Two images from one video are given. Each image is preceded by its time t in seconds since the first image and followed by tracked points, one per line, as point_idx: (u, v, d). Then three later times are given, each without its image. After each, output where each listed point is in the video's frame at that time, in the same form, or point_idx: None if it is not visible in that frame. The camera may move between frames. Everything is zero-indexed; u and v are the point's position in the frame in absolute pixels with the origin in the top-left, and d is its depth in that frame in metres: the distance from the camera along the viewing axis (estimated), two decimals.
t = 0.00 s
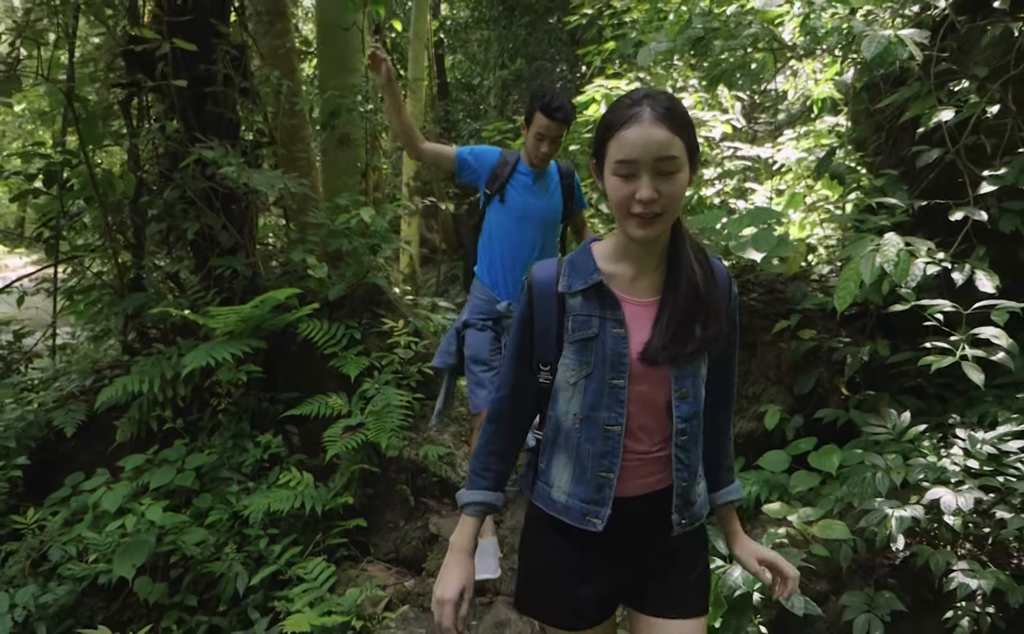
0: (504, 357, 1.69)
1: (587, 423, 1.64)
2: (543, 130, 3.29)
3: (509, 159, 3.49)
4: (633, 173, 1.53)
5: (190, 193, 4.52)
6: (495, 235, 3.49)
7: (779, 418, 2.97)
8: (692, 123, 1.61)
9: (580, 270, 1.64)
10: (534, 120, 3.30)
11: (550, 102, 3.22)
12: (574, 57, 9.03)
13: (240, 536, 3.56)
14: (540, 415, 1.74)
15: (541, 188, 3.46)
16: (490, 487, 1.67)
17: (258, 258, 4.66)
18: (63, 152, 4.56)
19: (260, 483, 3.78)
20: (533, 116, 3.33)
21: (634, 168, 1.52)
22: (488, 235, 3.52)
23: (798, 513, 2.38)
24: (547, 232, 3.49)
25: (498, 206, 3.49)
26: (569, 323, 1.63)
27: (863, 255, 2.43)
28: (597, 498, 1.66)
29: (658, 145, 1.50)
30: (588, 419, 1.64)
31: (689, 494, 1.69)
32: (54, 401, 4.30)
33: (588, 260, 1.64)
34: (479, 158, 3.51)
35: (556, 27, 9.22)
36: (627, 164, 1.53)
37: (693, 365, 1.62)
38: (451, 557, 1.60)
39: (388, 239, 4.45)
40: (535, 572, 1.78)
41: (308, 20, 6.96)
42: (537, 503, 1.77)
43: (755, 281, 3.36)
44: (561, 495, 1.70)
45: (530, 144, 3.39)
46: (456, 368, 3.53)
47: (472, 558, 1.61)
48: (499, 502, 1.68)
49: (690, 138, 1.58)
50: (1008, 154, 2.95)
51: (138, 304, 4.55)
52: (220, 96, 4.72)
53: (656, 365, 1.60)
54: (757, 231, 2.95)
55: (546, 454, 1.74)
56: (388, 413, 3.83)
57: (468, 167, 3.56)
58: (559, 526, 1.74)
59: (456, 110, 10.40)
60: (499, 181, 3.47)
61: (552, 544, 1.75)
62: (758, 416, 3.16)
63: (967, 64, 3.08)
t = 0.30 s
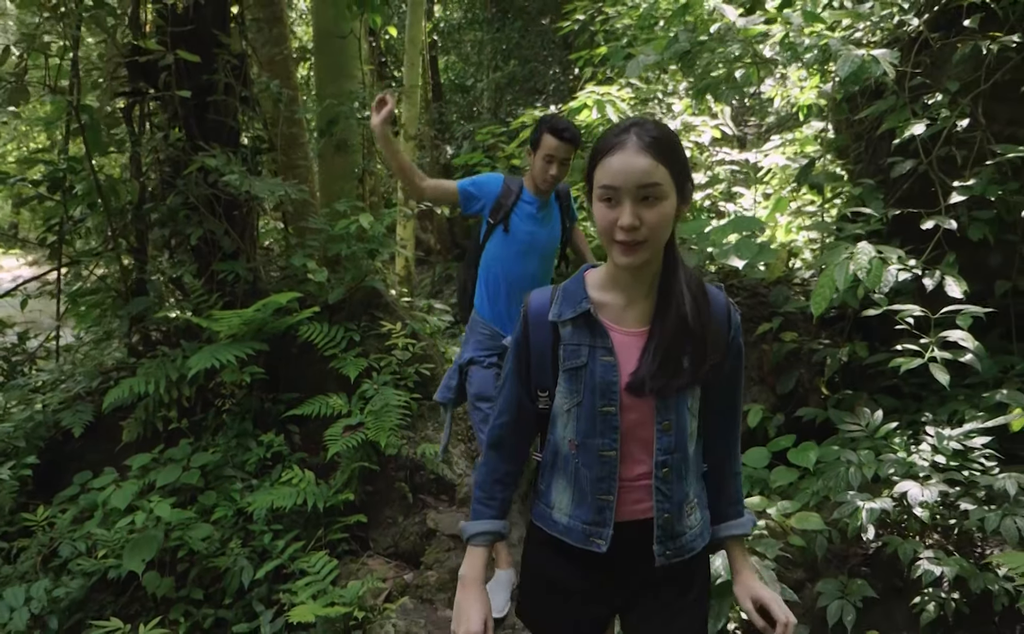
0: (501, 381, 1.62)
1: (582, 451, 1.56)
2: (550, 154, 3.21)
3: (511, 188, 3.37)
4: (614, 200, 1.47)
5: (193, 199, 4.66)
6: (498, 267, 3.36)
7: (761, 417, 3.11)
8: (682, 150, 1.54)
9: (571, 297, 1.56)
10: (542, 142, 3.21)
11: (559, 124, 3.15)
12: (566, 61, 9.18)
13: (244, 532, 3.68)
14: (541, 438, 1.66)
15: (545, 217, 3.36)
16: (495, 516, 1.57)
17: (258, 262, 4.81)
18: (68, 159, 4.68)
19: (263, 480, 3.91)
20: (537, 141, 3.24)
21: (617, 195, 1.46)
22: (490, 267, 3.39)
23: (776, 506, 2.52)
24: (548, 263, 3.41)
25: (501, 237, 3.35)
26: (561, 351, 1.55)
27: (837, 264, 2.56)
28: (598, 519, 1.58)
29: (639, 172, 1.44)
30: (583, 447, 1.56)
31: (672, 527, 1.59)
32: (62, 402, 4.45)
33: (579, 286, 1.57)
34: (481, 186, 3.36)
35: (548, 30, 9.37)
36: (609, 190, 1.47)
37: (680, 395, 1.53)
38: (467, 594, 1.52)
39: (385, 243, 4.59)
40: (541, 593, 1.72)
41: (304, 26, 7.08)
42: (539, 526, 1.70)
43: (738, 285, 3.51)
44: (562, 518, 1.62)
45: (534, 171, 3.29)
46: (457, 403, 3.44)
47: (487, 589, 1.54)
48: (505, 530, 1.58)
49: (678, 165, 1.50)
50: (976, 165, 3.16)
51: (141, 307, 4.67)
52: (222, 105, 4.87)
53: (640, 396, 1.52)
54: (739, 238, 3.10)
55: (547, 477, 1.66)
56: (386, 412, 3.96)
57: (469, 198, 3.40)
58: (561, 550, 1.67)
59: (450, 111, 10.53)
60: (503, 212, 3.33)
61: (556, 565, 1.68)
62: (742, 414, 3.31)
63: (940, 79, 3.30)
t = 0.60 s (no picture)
0: (502, 416, 1.63)
1: (578, 486, 1.54)
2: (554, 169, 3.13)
3: (509, 211, 3.26)
4: (606, 232, 1.48)
5: (193, 205, 4.77)
6: (502, 292, 3.28)
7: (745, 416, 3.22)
8: (679, 184, 1.53)
9: (569, 331, 1.57)
10: (545, 152, 3.12)
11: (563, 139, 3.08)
12: (560, 63, 9.28)
13: (246, 529, 3.80)
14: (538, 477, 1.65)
15: (548, 236, 3.30)
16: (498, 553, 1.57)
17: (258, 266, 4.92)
18: (70, 165, 4.79)
19: (264, 479, 4.03)
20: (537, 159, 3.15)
21: (607, 229, 1.47)
22: (494, 293, 3.30)
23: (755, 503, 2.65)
24: (550, 281, 3.36)
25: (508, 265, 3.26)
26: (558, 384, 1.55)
27: (814, 270, 2.67)
28: (596, 557, 1.54)
29: (629, 204, 1.45)
30: (579, 483, 1.54)
31: (655, 566, 1.53)
32: (68, 403, 4.60)
33: (577, 321, 1.58)
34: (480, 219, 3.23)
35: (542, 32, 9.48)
36: (601, 223, 1.48)
37: (672, 433, 1.50)
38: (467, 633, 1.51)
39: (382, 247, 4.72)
40: None
41: (301, 30, 7.18)
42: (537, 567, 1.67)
43: (724, 289, 3.64)
44: (559, 557, 1.60)
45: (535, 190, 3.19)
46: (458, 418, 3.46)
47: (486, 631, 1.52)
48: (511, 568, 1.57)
49: (675, 198, 1.50)
50: (950, 174, 3.32)
51: (145, 311, 4.79)
52: (221, 112, 4.97)
53: (629, 432, 1.50)
54: (724, 246, 3.22)
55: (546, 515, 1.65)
56: (383, 412, 4.07)
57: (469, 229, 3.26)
58: (558, 592, 1.62)
59: (445, 113, 10.63)
60: (506, 240, 3.23)
61: (553, 609, 1.64)
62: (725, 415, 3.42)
63: (916, 92, 3.46)
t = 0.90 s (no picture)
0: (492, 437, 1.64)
1: (567, 506, 1.52)
2: (540, 172, 2.98)
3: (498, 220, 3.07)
4: (587, 242, 1.49)
5: (191, 209, 4.90)
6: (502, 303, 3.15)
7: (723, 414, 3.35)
8: (663, 195, 1.55)
9: (557, 348, 1.58)
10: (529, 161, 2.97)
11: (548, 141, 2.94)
12: (552, 65, 9.40)
13: (243, 523, 3.92)
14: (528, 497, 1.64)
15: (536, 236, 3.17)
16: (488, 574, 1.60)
17: (254, 269, 5.05)
18: (70, 170, 4.90)
19: (261, 476, 4.16)
20: (521, 164, 2.98)
21: (588, 238, 1.49)
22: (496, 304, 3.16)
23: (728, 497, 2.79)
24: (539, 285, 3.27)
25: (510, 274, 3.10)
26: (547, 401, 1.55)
27: (785, 274, 2.81)
28: (579, 582, 1.51)
29: (610, 213, 1.46)
30: (567, 501, 1.52)
31: (655, 589, 1.49)
32: (69, 402, 4.72)
33: (566, 337, 1.59)
34: (474, 233, 3.01)
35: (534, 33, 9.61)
36: (582, 233, 1.49)
37: (666, 451, 1.48)
38: None
39: (375, 250, 4.85)
40: None
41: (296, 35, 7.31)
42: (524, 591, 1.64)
43: (704, 292, 3.78)
44: (546, 580, 1.57)
45: (522, 195, 3.02)
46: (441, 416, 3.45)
47: None
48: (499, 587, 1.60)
49: (658, 207, 1.51)
50: (919, 182, 3.47)
51: (144, 312, 4.91)
52: (218, 119, 5.10)
53: (623, 450, 1.47)
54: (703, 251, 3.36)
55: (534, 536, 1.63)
56: (377, 411, 4.20)
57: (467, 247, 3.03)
58: (544, 617, 1.59)
59: (439, 113, 10.73)
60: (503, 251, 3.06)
61: None
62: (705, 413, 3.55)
63: (888, 102, 3.64)
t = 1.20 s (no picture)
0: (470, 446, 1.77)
1: (538, 512, 1.63)
2: (524, 181, 3.02)
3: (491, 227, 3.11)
4: (552, 253, 1.58)
5: (190, 214, 5.03)
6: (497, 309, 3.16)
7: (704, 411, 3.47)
8: (628, 204, 1.62)
9: (526, 357, 1.68)
10: (513, 171, 3.00)
11: (530, 149, 2.98)
12: (546, 67, 9.51)
13: (242, 519, 4.04)
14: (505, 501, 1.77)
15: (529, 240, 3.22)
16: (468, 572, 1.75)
17: (252, 271, 5.17)
18: (71, 174, 5.02)
19: (259, 473, 4.28)
20: (507, 172, 3.03)
21: (553, 248, 1.57)
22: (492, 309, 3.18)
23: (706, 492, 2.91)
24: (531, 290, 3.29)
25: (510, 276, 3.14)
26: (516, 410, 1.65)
27: (760, 279, 2.94)
28: (556, 587, 1.62)
29: (572, 226, 1.54)
30: (537, 507, 1.62)
31: (644, 608, 1.57)
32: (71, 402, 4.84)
33: (534, 348, 1.69)
34: (467, 239, 3.05)
35: (529, 35, 9.71)
36: (548, 243, 1.58)
37: (634, 461, 1.55)
38: None
39: (369, 254, 4.97)
40: None
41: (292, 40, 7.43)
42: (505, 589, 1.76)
43: (687, 294, 3.91)
44: (524, 581, 1.68)
45: (510, 202, 3.07)
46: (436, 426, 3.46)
47: None
48: (477, 587, 1.76)
49: (620, 218, 1.59)
50: (892, 189, 3.61)
51: (144, 314, 5.03)
52: (216, 125, 5.22)
53: (588, 459, 1.55)
54: (684, 256, 3.49)
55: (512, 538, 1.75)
56: (371, 410, 4.32)
57: (465, 254, 3.07)
58: (523, 616, 1.70)
59: (435, 114, 10.81)
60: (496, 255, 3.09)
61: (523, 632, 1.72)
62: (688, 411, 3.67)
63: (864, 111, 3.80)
